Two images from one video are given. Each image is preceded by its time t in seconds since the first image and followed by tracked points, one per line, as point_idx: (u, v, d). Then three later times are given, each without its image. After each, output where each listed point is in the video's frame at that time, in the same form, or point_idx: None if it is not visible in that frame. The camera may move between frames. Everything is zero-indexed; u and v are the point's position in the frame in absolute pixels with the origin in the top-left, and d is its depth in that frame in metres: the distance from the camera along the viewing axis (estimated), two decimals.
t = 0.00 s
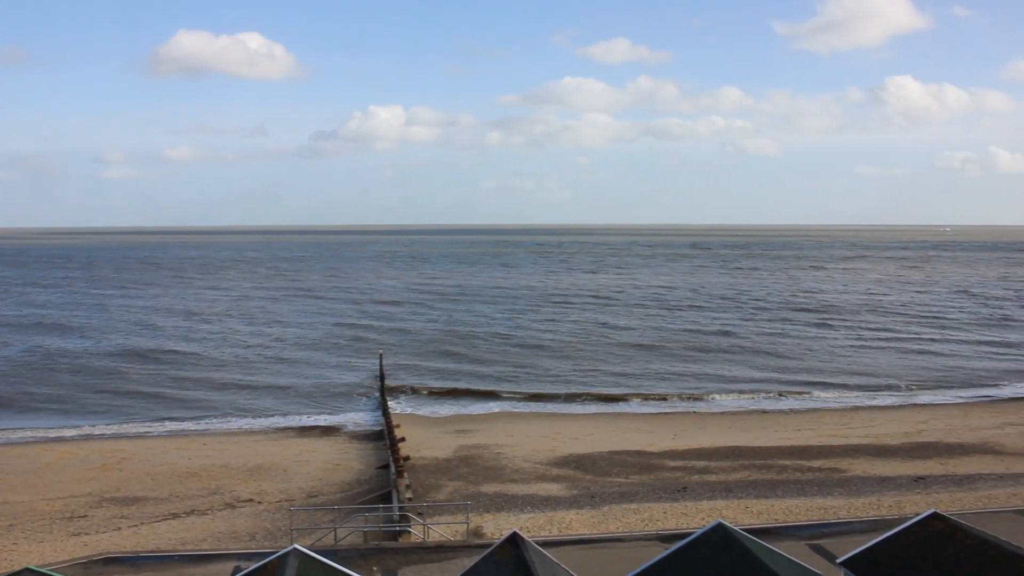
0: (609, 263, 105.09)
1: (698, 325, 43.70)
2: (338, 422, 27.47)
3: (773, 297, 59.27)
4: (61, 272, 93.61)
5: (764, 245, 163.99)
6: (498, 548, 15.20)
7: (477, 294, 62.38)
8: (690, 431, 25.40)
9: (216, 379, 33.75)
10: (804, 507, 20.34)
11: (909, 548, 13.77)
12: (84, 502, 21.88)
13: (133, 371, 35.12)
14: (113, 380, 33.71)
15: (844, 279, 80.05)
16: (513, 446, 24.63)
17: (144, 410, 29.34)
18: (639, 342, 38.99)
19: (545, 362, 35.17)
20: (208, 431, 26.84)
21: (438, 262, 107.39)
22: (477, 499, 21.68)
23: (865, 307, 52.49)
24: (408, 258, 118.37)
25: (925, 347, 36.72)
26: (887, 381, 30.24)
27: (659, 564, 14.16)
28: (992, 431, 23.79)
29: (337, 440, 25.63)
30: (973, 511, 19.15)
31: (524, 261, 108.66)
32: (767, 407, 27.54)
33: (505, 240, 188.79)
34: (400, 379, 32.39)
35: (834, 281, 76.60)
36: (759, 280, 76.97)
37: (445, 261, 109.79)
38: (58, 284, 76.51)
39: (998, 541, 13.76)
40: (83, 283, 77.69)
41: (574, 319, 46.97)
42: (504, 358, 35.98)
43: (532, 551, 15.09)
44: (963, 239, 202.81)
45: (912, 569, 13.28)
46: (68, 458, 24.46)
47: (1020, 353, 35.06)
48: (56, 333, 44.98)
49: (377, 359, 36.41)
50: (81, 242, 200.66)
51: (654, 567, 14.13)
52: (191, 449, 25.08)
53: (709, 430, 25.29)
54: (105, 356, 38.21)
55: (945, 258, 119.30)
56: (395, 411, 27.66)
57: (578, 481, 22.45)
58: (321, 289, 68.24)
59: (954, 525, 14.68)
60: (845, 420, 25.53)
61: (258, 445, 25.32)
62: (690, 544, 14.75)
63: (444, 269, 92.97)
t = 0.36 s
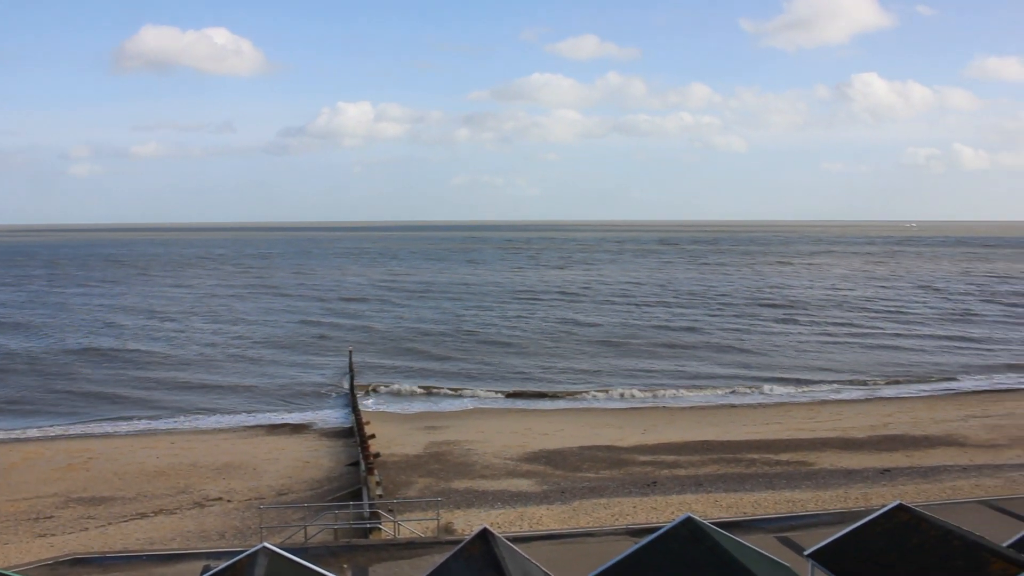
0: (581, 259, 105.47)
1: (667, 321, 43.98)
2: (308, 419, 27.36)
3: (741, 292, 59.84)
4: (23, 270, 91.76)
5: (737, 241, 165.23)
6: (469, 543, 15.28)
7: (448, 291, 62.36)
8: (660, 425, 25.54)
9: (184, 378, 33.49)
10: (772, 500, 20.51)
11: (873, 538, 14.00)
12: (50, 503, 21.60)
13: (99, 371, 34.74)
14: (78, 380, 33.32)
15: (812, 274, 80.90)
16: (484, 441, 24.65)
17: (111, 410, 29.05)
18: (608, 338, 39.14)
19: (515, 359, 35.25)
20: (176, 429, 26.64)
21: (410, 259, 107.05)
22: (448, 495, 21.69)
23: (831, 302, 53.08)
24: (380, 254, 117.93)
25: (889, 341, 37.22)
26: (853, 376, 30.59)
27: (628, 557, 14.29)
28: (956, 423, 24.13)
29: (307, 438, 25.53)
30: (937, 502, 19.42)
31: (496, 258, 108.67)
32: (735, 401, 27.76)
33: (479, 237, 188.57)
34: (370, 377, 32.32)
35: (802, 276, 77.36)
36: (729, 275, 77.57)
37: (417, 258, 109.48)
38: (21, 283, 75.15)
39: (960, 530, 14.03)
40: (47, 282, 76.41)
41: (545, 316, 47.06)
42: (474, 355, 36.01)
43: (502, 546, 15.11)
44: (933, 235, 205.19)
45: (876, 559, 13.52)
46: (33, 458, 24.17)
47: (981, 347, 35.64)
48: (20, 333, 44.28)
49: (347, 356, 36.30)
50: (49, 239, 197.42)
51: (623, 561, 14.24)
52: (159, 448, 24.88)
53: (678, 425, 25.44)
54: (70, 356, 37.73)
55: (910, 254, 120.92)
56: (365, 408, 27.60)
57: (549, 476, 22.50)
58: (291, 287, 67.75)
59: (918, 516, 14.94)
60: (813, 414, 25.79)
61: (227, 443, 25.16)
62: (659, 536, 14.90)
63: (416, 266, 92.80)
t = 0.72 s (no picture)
0: (550, 253, 105.78)
1: (636, 314, 44.23)
2: (278, 416, 27.20)
3: (709, 285, 60.32)
4: None
5: (710, 234, 166.35)
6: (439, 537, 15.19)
7: (418, 286, 62.28)
8: (629, 417, 25.65)
9: (151, 377, 33.17)
10: (741, 490, 20.65)
11: (839, 527, 14.12)
12: (15, 504, 21.26)
13: (63, 371, 34.27)
14: (42, 381, 32.84)
15: (779, 265, 81.69)
16: (454, 436, 24.63)
17: (76, 410, 28.70)
18: (578, 332, 39.20)
19: (484, 353, 35.28)
20: (144, 428, 26.39)
21: (382, 254, 106.58)
22: (418, 490, 21.65)
23: (797, 294, 53.57)
24: (352, 250, 117.36)
25: (854, 332, 37.63)
26: (820, 366, 30.87)
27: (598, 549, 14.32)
28: (920, 411, 24.43)
29: (276, 435, 25.41)
30: (902, 489, 19.65)
31: (466, 252, 108.74)
32: (704, 392, 27.94)
33: (453, 232, 188.34)
34: (340, 373, 32.19)
35: (770, 268, 78.07)
36: (699, 268, 78.07)
37: (389, 252, 109.11)
38: None
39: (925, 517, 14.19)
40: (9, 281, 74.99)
41: (515, 310, 47.09)
42: (443, 350, 36.01)
43: (472, 538, 15.02)
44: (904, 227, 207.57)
45: (843, 547, 13.64)
46: None
47: (944, 336, 36.17)
48: None
49: (316, 352, 36.14)
50: (18, 237, 194.25)
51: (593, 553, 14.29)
52: (126, 447, 24.65)
53: (647, 417, 25.55)
54: (33, 356, 37.17)
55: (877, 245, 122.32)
56: (334, 404, 27.49)
57: (519, 470, 22.52)
58: (261, 283, 67.21)
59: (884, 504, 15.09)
60: (780, 404, 26.00)
61: (196, 441, 24.96)
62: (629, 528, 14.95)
63: (387, 261, 92.57)
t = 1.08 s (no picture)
0: (520, 250, 105.87)
1: (605, 311, 44.44)
2: (245, 415, 27.02)
3: (678, 282, 60.74)
4: None
5: (683, 231, 167.43)
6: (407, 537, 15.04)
7: (389, 283, 62.07)
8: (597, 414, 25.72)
9: (116, 376, 32.77)
10: (708, 486, 20.76)
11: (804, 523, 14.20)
12: None
13: (25, 371, 33.74)
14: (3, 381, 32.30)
15: (747, 262, 82.53)
16: (422, 434, 24.58)
17: (38, 411, 28.26)
18: (547, 329, 39.28)
19: (453, 350, 35.26)
20: (109, 428, 26.08)
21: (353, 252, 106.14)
22: (386, 488, 21.60)
23: (764, 291, 54.09)
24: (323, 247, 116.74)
25: (820, 328, 38.05)
26: (786, 363, 31.15)
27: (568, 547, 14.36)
28: (884, 406, 24.71)
29: (243, 433, 25.25)
30: (866, 484, 19.84)
31: (437, 249, 108.55)
32: (672, 389, 28.08)
33: (427, 230, 187.94)
34: (308, 371, 32.03)
35: (737, 265, 78.77)
36: (668, 265, 78.62)
37: (359, 250, 108.68)
38: None
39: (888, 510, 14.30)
40: None
41: (485, 308, 47.09)
42: (412, 348, 35.95)
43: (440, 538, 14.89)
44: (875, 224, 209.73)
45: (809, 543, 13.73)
46: None
47: (907, 333, 36.69)
48: None
49: (284, 350, 35.91)
50: None
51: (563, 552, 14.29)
52: (91, 447, 24.35)
53: (616, 414, 25.63)
54: None
55: (845, 242, 123.76)
56: (302, 402, 27.36)
57: (487, 467, 22.52)
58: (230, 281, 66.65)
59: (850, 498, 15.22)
60: (747, 400, 26.19)
61: (162, 441, 24.73)
62: (598, 524, 14.98)
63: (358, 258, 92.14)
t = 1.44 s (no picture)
0: (492, 248, 105.92)
1: (575, 310, 44.60)
2: (215, 416, 26.85)
3: (648, 279, 61.07)
4: None
5: (658, 229, 168.25)
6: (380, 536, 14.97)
7: (360, 283, 61.87)
8: (568, 412, 25.80)
9: (82, 379, 32.38)
10: (678, 482, 20.86)
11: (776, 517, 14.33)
12: None
13: None
14: None
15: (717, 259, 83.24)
16: (392, 433, 24.53)
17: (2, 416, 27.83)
18: (518, 328, 39.31)
19: (423, 350, 35.23)
20: (75, 432, 25.79)
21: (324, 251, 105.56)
22: (357, 488, 21.56)
23: (732, 288, 54.52)
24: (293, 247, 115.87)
25: (787, 324, 38.41)
26: (755, 359, 31.38)
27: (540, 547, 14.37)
28: (851, 400, 24.98)
29: (212, 435, 25.11)
30: (834, 478, 20.04)
31: (408, 248, 108.37)
32: (642, 386, 28.20)
33: (402, 228, 187.49)
34: (278, 372, 31.87)
35: (705, 262, 79.37)
36: (638, 263, 79.02)
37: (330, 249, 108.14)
38: None
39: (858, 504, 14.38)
40: None
41: (455, 307, 47.04)
42: (381, 347, 35.88)
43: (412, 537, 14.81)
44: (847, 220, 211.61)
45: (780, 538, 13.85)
46: None
47: (872, 328, 37.15)
48: None
49: (252, 351, 35.70)
50: None
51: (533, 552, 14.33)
52: (57, 451, 24.07)
53: (586, 411, 25.71)
54: None
55: (814, 239, 125.10)
56: (271, 403, 27.22)
57: (458, 466, 22.52)
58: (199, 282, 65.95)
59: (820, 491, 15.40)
60: (716, 396, 26.37)
61: (130, 444, 24.51)
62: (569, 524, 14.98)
63: (329, 258, 91.70)
